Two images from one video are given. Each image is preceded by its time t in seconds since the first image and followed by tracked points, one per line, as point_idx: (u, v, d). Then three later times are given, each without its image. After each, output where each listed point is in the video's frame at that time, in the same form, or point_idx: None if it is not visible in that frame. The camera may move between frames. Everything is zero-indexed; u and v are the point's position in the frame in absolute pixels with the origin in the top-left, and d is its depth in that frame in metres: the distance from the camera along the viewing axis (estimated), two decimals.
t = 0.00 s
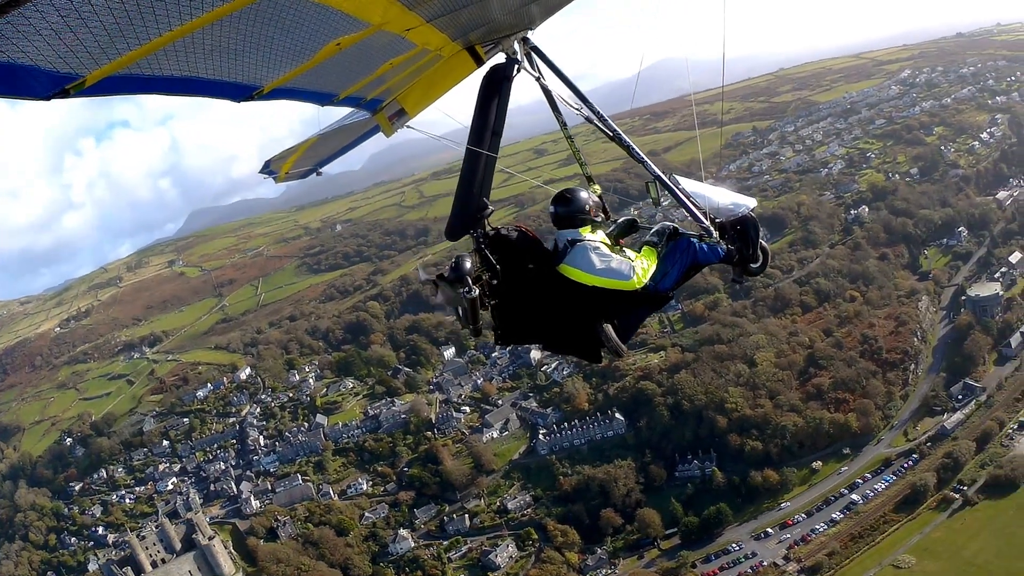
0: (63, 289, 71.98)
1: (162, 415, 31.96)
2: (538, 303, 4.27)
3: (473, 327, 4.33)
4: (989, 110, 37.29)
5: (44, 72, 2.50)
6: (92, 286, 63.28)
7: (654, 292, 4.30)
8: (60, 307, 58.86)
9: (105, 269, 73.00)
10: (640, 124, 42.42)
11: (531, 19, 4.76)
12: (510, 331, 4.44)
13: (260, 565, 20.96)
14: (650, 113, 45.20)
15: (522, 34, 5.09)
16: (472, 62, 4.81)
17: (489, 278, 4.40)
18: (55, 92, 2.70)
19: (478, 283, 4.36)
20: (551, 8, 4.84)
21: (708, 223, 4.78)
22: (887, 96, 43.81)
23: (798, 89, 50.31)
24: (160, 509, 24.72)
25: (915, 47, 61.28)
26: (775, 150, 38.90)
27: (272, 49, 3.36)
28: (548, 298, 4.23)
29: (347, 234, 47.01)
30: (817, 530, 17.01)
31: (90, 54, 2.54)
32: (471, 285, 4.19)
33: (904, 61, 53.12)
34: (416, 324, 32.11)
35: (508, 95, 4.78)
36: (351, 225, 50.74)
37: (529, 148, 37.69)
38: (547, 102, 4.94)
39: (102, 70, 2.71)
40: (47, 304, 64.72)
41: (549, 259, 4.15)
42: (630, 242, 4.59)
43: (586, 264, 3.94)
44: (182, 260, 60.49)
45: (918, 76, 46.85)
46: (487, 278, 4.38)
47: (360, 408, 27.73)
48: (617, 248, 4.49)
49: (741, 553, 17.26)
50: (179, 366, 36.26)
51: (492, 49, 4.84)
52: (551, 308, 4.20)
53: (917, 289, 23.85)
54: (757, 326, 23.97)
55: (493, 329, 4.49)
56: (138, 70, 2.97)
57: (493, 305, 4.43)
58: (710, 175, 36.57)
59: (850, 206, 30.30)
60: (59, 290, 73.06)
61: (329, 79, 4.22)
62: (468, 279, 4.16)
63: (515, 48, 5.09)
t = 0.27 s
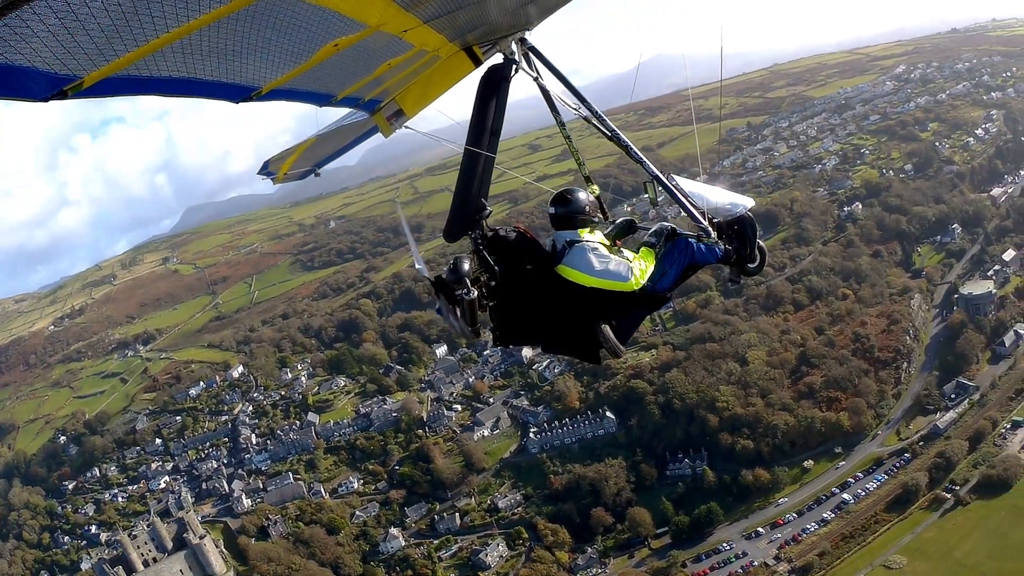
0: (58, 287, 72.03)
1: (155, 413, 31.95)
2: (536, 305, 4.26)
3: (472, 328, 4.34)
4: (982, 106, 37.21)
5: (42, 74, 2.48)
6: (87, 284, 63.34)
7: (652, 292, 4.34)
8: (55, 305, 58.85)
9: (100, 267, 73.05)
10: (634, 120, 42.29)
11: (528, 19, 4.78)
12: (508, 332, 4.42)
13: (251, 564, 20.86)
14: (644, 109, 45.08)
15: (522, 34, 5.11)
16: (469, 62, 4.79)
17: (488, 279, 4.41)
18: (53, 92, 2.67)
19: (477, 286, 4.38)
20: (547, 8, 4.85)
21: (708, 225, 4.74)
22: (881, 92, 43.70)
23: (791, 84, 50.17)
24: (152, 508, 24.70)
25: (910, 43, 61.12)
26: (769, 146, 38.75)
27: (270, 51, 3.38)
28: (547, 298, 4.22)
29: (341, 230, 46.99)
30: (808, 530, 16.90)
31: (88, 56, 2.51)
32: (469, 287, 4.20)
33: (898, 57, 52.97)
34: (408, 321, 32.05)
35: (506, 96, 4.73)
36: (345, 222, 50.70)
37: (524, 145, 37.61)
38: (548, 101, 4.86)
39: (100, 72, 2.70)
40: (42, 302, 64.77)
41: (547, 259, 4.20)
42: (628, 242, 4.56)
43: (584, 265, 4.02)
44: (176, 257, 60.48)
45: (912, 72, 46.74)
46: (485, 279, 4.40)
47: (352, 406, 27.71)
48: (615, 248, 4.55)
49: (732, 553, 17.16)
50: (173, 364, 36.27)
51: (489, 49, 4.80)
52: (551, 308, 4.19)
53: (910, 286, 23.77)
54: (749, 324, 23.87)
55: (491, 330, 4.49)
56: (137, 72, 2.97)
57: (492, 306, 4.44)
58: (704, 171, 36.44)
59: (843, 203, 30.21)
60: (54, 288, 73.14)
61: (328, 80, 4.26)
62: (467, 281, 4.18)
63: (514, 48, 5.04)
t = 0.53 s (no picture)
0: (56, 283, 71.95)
1: (152, 410, 32.00)
2: (535, 306, 4.30)
3: (470, 329, 4.41)
4: (981, 100, 36.96)
5: (39, 73, 2.63)
6: (85, 281, 63.32)
7: (651, 291, 4.41)
8: (52, 301, 58.83)
9: (98, 263, 72.96)
10: (631, 114, 42.03)
11: (525, 18, 5.01)
12: (507, 333, 4.46)
13: (245, 562, 20.78)
14: (642, 104, 44.81)
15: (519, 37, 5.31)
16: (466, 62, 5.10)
17: (487, 280, 4.42)
18: (50, 92, 2.82)
19: (477, 287, 4.41)
20: (544, 8, 5.06)
21: (706, 224, 4.95)
22: (880, 86, 43.38)
23: (789, 78, 49.82)
24: (148, 504, 24.73)
25: (910, 37, 60.58)
26: (767, 141, 38.52)
27: (270, 51, 3.61)
28: (547, 300, 4.25)
29: (338, 226, 46.86)
30: (802, 528, 16.82)
31: (84, 56, 2.65)
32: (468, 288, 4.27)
33: (898, 51, 52.58)
34: (404, 318, 31.99)
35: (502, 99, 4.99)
36: (342, 217, 50.56)
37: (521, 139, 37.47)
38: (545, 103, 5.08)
39: (96, 71, 2.85)
40: (40, 298, 64.74)
41: (546, 261, 4.24)
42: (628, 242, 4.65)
43: (583, 265, 4.06)
44: (174, 253, 60.38)
45: (911, 66, 46.42)
46: (484, 281, 4.41)
47: (348, 402, 27.70)
48: (614, 248, 4.59)
49: (725, 551, 17.08)
50: (169, 360, 36.26)
51: (486, 50, 5.10)
52: (550, 310, 4.22)
53: (906, 282, 23.70)
54: (745, 320, 23.77)
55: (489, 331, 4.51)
56: (139, 71, 3.16)
57: (490, 307, 4.45)
58: (702, 165, 36.24)
59: (840, 198, 30.08)
60: (52, 284, 73.10)
61: (326, 79, 4.54)
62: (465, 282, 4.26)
63: (511, 50, 5.23)
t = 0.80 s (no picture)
0: (57, 278, 72.20)
1: (150, 405, 32.07)
2: (533, 305, 4.21)
3: (466, 330, 4.20)
4: (982, 99, 36.83)
5: (34, 74, 2.56)
6: (86, 275, 63.48)
7: (648, 292, 4.36)
8: (53, 295, 59.02)
9: (99, 258, 73.18)
10: (632, 110, 41.94)
11: (522, 17, 4.71)
12: (504, 332, 4.37)
13: (241, 558, 20.76)
14: (643, 100, 44.69)
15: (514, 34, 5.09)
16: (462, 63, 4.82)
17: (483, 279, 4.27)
18: (45, 93, 2.74)
19: (472, 286, 4.25)
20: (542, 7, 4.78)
21: (704, 222, 4.86)
22: (881, 84, 43.26)
23: (790, 75, 49.67)
24: (146, 500, 24.78)
25: (912, 35, 60.44)
26: (767, 138, 38.39)
27: (262, 51, 3.44)
28: (544, 298, 4.18)
29: (338, 222, 46.90)
30: (798, 528, 16.72)
31: (81, 56, 2.59)
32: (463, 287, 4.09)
33: (899, 49, 52.45)
34: (402, 314, 31.97)
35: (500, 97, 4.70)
36: (342, 213, 50.56)
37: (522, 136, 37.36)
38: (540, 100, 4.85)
39: (92, 71, 2.75)
40: (41, 292, 64.97)
41: (543, 260, 4.15)
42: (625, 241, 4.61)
43: (582, 264, 4.01)
44: (174, 248, 60.48)
45: (912, 64, 46.28)
46: (480, 280, 4.24)
47: (345, 398, 27.69)
48: (612, 248, 4.53)
49: (721, 551, 16.99)
50: (168, 356, 36.34)
51: (483, 50, 4.87)
52: (546, 308, 4.16)
53: (906, 281, 23.53)
54: (743, 319, 23.64)
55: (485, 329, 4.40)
56: (131, 71, 3.03)
57: (486, 307, 4.32)
58: (702, 163, 36.15)
59: (840, 196, 29.94)
60: (54, 278, 73.40)
61: (322, 80, 4.34)
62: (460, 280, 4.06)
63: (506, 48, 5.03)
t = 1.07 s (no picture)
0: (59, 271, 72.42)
1: (149, 398, 32.17)
2: (534, 301, 4.24)
3: (468, 327, 4.23)
4: (986, 99, 36.55)
5: (38, 69, 2.60)
6: (87, 269, 63.64)
7: (649, 290, 4.39)
8: (55, 288, 59.19)
9: (101, 252, 73.41)
10: (634, 107, 41.73)
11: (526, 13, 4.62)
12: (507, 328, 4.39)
13: (236, 554, 20.75)
14: (645, 97, 44.49)
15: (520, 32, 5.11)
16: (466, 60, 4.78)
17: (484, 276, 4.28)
18: (50, 88, 2.78)
19: (474, 283, 4.26)
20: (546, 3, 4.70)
21: (707, 220, 5.01)
22: (884, 84, 42.96)
23: (793, 74, 49.37)
24: (143, 494, 24.86)
25: (917, 34, 59.99)
26: (769, 137, 38.18)
27: (265, 45, 3.41)
28: (547, 294, 4.20)
29: (339, 217, 46.87)
30: (793, 530, 16.62)
31: (84, 50, 2.62)
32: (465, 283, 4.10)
33: (904, 48, 52.08)
34: (401, 310, 31.96)
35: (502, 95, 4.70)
36: (343, 208, 50.53)
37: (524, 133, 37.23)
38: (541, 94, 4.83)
39: (95, 65, 2.78)
40: (43, 285, 65.18)
41: (544, 257, 4.17)
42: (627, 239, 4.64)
43: (583, 262, 4.03)
44: (176, 242, 60.57)
45: (916, 64, 45.95)
46: (482, 276, 4.25)
47: (342, 394, 27.69)
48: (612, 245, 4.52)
49: (715, 552, 16.89)
50: (167, 350, 36.41)
51: (484, 47, 4.77)
52: (549, 305, 4.19)
53: (905, 283, 23.41)
54: (741, 319, 23.54)
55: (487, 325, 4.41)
56: (135, 67, 3.05)
57: (488, 303, 4.35)
58: (703, 161, 35.97)
59: (841, 196, 29.77)
60: (56, 271, 73.67)
61: (325, 76, 4.28)
62: (462, 276, 4.07)
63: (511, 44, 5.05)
